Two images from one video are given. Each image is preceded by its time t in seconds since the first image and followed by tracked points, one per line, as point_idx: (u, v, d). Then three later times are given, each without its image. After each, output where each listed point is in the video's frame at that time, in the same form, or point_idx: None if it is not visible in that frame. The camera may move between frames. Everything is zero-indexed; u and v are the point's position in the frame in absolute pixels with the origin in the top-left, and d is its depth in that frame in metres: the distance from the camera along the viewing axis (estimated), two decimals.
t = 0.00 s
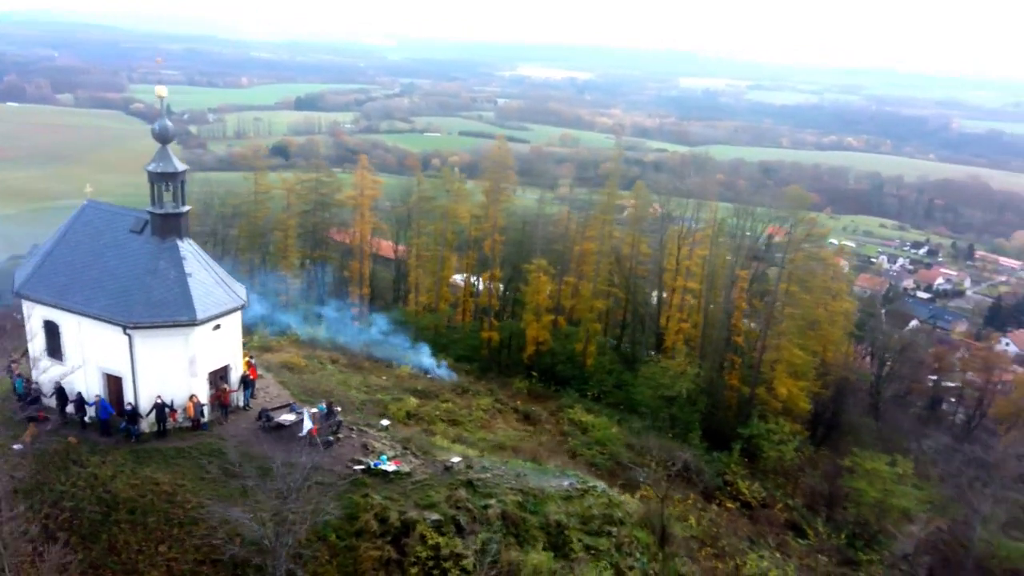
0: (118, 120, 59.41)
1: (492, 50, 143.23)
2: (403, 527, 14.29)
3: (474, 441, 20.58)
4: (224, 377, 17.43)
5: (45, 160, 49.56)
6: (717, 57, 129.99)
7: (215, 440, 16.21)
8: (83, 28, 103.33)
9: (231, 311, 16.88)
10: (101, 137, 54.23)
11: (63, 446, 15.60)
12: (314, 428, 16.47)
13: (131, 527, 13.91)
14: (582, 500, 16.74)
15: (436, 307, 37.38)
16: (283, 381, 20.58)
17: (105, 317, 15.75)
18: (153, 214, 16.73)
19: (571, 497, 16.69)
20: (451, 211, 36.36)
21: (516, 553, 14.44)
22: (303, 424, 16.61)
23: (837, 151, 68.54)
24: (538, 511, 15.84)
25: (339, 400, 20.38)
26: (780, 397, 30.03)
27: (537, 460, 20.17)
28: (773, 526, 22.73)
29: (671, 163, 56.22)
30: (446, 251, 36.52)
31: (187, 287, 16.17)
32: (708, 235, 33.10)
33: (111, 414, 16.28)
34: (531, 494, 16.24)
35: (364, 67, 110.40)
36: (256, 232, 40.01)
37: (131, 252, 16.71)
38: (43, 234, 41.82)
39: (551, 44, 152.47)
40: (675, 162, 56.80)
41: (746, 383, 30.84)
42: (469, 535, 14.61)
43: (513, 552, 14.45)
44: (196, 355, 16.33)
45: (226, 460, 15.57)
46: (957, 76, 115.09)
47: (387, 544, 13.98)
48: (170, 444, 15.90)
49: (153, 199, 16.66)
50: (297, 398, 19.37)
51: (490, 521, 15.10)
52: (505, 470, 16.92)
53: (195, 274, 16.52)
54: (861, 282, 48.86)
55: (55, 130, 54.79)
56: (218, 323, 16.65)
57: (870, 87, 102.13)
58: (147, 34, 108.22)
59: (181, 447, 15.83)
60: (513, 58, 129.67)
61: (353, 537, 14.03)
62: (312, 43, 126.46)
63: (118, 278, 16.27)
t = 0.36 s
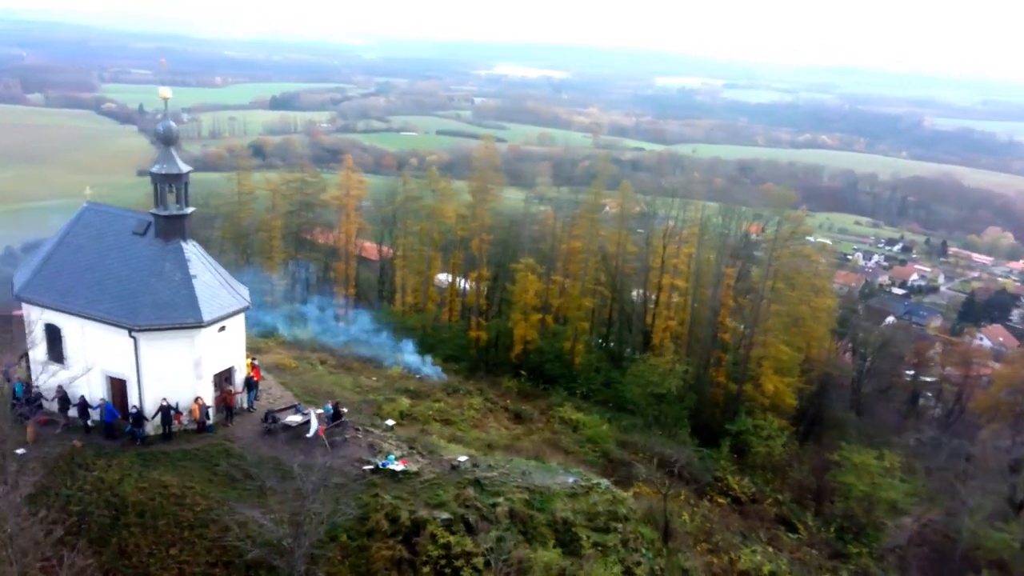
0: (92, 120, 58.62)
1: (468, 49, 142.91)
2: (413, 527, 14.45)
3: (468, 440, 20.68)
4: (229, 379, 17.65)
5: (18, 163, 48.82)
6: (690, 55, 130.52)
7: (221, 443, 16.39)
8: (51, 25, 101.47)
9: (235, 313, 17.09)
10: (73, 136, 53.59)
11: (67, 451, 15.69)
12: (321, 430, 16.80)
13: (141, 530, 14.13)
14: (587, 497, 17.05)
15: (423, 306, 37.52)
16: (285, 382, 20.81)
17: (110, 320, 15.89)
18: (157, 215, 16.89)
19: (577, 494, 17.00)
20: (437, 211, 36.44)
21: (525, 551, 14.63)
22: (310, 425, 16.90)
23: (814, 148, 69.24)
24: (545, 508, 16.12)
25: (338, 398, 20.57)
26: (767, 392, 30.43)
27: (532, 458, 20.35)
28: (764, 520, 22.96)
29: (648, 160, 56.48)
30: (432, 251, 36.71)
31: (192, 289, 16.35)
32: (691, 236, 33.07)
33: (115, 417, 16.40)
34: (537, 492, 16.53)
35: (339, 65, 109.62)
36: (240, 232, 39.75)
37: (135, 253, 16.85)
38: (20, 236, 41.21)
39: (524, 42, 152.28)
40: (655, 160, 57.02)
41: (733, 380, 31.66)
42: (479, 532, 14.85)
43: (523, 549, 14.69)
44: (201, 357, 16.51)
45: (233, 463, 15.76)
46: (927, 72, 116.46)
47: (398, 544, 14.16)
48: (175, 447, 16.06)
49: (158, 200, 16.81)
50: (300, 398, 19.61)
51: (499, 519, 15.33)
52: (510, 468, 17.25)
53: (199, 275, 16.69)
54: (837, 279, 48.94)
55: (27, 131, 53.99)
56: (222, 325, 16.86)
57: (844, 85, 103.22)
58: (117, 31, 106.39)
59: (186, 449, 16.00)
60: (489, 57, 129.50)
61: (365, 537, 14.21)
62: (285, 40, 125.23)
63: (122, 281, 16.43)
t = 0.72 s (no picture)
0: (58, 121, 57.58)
1: (438, 48, 142.39)
2: (418, 526, 14.60)
3: (455, 438, 20.74)
4: (227, 381, 17.71)
5: None
6: (659, 54, 131.10)
7: (221, 445, 16.43)
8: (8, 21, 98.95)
9: (234, 315, 17.23)
10: (37, 137, 53.35)
11: (64, 457, 15.63)
12: (321, 430, 16.88)
13: (144, 533, 14.22)
14: (587, 494, 17.42)
15: (403, 306, 37.46)
16: (281, 385, 20.88)
17: (109, 322, 15.91)
18: (154, 218, 16.97)
19: (576, 491, 17.36)
20: (418, 210, 36.39)
21: (527, 548, 14.86)
22: (310, 427, 17.00)
23: (785, 145, 69.97)
24: (546, 506, 16.42)
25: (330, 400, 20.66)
26: (749, 388, 30.84)
27: (521, 455, 20.56)
28: (749, 514, 23.24)
29: (620, 158, 56.73)
30: (412, 250, 36.77)
31: (191, 291, 16.47)
32: (673, 232, 33.73)
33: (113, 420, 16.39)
34: (538, 490, 16.82)
35: (308, 63, 108.64)
36: (217, 234, 39.29)
37: (132, 256, 16.91)
38: None
39: (491, 41, 152.13)
40: (631, 158, 57.23)
41: (715, 376, 31.95)
42: (481, 530, 15.06)
43: (526, 547, 14.94)
44: (200, 359, 16.59)
45: (234, 464, 15.83)
46: (889, 71, 118.37)
47: (402, 543, 14.29)
48: (175, 450, 16.05)
49: (155, 203, 16.90)
50: (295, 400, 19.69)
51: (501, 517, 15.57)
52: (511, 467, 17.55)
53: (198, 278, 16.81)
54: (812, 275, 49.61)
55: None
56: (221, 327, 16.97)
57: (811, 84, 104.56)
58: (78, 29, 104.20)
59: (185, 451, 16.01)
60: (459, 56, 129.17)
61: (369, 537, 14.33)
62: (253, 39, 123.87)
63: (120, 283, 16.46)
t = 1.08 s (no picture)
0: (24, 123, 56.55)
1: (408, 47, 141.72)
2: (422, 526, 14.76)
3: (444, 437, 20.82)
4: (225, 383, 17.89)
5: None
6: (627, 52, 131.68)
7: (221, 447, 16.50)
8: None
9: (232, 317, 17.45)
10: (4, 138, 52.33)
11: (61, 461, 15.57)
12: (321, 432, 17.07)
13: (147, 539, 14.14)
14: (585, 491, 17.79)
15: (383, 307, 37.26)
16: (277, 386, 20.96)
17: (106, 325, 16.00)
18: (151, 220, 17.10)
19: (575, 488, 17.71)
20: (399, 210, 36.37)
21: (530, 546, 15.04)
22: (311, 428, 17.11)
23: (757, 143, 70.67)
24: (546, 504, 16.72)
25: (324, 401, 20.75)
26: (730, 384, 31.09)
27: (510, 452, 20.73)
28: (735, 509, 23.50)
29: (594, 157, 56.91)
30: (394, 251, 36.68)
31: (189, 294, 16.65)
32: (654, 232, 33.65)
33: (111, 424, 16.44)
34: (538, 488, 17.13)
35: (277, 62, 107.60)
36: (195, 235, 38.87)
37: (127, 258, 17.03)
38: None
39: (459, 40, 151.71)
40: (607, 156, 57.53)
41: (696, 372, 32.15)
42: (484, 529, 15.28)
43: (530, 544, 15.17)
44: (199, 362, 16.78)
45: (235, 468, 15.86)
46: (855, 70, 120.26)
47: (408, 543, 14.43)
48: (174, 454, 16.10)
49: (154, 204, 17.09)
50: (292, 401, 19.79)
51: (503, 515, 15.80)
52: (511, 466, 17.86)
53: (195, 280, 17.01)
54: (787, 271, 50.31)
55: None
56: (220, 330, 17.19)
57: (780, 83, 105.84)
58: (40, 27, 101.98)
59: (185, 455, 16.08)
60: (430, 55, 128.73)
61: (374, 538, 14.43)
62: (219, 37, 122.30)
63: (116, 286, 16.58)
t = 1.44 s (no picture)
0: None
1: (383, 47, 141.23)
2: (432, 525, 14.93)
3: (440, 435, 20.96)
4: (229, 386, 18.00)
5: None
6: (603, 52, 132.15)
7: (227, 450, 16.58)
8: None
9: (235, 319, 17.53)
10: None
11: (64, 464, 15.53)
12: (328, 433, 17.21)
13: (156, 542, 14.10)
14: (589, 488, 18.14)
15: (370, 307, 37.21)
16: (278, 387, 21.08)
17: (109, 327, 15.98)
18: (154, 221, 17.07)
19: (579, 485, 18.06)
20: (386, 209, 36.38)
21: (540, 544, 15.17)
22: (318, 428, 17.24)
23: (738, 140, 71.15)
24: (552, 501, 17.03)
25: (324, 403, 20.88)
26: (719, 379, 31.51)
27: (505, 450, 20.92)
28: (727, 505, 23.69)
29: (575, 155, 56.99)
30: (381, 250, 36.73)
31: (193, 295, 16.68)
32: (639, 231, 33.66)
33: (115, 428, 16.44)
34: (543, 486, 17.45)
35: (253, 60, 106.69)
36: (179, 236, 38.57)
37: (130, 258, 16.98)
38: None
39: (433, 39, 151.33)
40: (589, 155, 57.68)
41: (684, 369, 32.64)
42: (493, 526, 15.48)
43: (538, 541, 15.36)
44: (204, 364, 16.86)
45: (241, 470, 15.95)
46: (828, 70, 121.78)
47: (419, 542, 14.55)
48: (179, 456, 16.16)
49: (157, 206, 17.06)
50: (294, 402, 19.91)
51: (511, 513, 16.00)
52: (517, 465, 18.20)
53: (199, 281, 17.05)
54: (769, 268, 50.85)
55: None
56: (224, 331, 17.29)
57: (756, 81, 106.80)
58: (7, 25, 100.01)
59: (191, 457, 16.14)
60: (406, 54, 128.32)
61: (385, 537, 14.50)
62: (192, 35, 120.89)
63: (119, 288, 16.54)
